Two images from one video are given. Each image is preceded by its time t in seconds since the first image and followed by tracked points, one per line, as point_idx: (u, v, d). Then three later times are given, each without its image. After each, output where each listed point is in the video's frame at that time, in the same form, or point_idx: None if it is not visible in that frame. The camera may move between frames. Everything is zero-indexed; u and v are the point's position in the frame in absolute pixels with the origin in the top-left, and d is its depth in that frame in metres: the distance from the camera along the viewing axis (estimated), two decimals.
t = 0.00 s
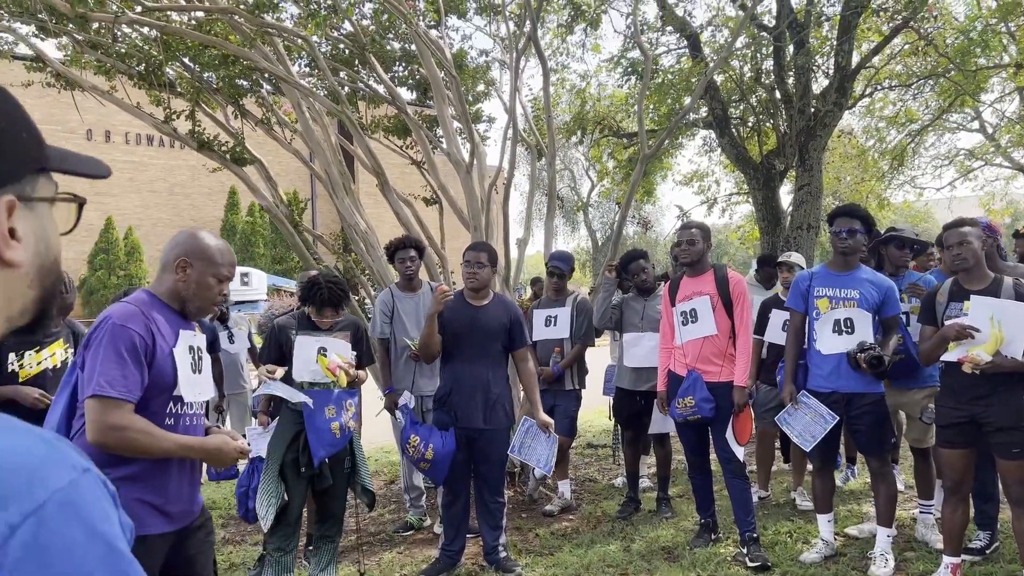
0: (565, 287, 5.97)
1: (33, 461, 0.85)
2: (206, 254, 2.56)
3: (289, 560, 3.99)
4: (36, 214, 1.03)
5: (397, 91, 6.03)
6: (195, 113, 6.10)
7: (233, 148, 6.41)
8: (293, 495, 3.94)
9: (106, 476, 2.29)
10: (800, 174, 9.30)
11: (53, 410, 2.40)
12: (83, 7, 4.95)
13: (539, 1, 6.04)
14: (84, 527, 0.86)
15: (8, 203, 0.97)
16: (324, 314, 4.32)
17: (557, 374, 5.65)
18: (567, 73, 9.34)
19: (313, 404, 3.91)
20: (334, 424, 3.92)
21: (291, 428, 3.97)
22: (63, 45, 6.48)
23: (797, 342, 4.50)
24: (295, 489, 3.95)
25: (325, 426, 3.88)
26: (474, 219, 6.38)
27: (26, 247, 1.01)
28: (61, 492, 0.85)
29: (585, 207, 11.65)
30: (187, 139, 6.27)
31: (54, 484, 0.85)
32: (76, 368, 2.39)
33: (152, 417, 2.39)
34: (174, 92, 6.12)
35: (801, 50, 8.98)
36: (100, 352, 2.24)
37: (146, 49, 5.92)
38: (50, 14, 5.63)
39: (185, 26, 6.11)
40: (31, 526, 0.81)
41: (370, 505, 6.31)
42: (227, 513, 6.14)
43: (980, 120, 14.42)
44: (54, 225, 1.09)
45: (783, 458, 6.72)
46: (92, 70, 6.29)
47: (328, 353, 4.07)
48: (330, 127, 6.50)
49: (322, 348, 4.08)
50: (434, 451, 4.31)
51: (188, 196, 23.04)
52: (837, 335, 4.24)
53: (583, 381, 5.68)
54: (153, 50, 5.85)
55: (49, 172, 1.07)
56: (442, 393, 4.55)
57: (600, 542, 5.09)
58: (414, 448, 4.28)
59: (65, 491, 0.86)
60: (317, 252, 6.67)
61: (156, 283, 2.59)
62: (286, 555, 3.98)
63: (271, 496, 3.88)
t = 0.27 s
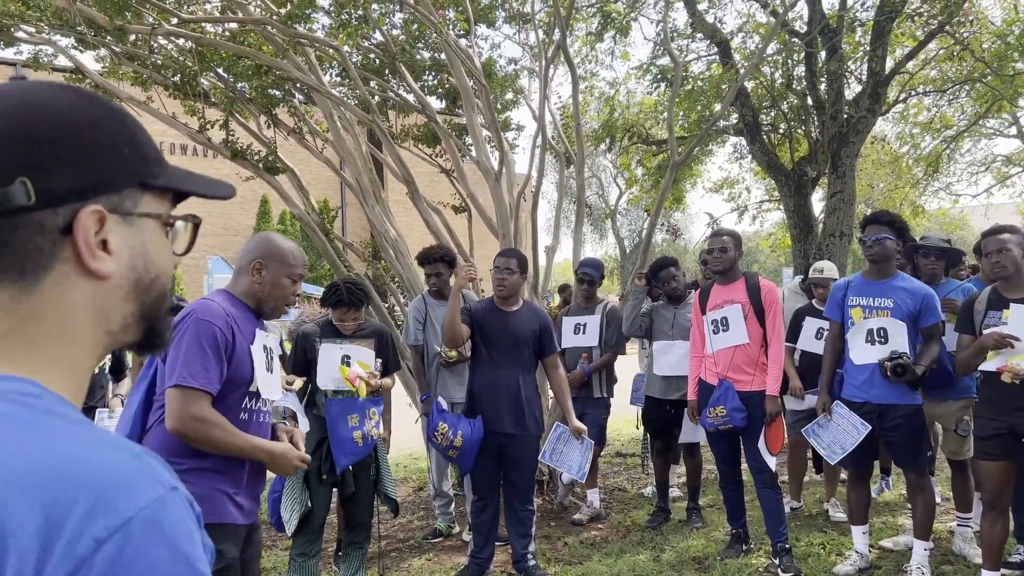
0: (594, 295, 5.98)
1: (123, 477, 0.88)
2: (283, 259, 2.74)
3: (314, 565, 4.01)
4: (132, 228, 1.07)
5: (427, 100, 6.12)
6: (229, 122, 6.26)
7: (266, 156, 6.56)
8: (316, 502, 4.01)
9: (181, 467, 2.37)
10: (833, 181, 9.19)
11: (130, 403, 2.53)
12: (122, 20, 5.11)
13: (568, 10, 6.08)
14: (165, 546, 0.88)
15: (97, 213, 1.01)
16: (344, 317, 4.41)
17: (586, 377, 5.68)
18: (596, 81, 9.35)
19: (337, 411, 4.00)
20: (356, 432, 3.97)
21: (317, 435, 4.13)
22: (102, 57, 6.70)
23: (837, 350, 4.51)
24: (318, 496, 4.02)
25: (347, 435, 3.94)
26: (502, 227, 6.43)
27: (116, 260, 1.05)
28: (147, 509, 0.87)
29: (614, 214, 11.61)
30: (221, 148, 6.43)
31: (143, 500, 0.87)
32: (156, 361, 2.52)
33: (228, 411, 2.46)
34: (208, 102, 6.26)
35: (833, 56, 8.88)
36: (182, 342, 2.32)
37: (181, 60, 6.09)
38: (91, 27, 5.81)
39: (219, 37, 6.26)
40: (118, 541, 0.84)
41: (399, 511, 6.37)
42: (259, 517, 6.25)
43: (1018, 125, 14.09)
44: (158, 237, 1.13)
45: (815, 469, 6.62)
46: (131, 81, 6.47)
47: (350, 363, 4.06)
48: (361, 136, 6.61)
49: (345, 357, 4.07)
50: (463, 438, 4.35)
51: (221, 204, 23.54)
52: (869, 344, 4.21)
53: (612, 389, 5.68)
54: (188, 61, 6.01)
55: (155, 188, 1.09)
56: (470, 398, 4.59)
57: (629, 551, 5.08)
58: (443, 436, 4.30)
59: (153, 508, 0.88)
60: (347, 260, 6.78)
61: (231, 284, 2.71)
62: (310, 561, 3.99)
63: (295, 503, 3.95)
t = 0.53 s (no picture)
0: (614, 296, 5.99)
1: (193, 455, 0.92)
2: (323, 255, 2.82)
3: (331, 566, 4.02)
4: (220, 231, 1.11)
5: (446, 101, 6.17)
6: (250, 124, 6.35)
7: (286, 158, 6.64)
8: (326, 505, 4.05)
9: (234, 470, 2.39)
10: (855, 181, 9.10)
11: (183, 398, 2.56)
12: (146, 24, 5.20)
13: (586, 11, 6.10)
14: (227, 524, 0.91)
15: (187, 213, 1.06)
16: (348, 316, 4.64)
17: (595, 377, 5.73)
18: (615, 82, 9.34)
19: (345, 413, 4.06)
20: (364, 434, 3.95)
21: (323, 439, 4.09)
22: (126, 60, 6.82)
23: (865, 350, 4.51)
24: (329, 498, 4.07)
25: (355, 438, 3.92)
26: (522, 228, 6.45)
27: (204, 261, 1.10)
28: (212, 486, 0.91)
29: (632, 215, 11.58)
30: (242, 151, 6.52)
31: (210, 476, 0.91)
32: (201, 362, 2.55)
33: (278, 410, 2.51)
34: (229, 105, 6.36)
35: (855, 54, 8.79)
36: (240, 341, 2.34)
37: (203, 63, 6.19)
38: (115, 32, 5.93)
39: (240, 40, 6.35)
40: (186, 514, 0.88)
41: (419, 512, 6.41)
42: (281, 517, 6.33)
43: None
44: (250, 242, 1.17)
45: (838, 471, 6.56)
46: (154, 84, 6.59)
47: (356, 362, 4.21)
48: (381, 138, 6.67)
49: (351, 357, 4.23)
50: (482, 445, 4.37)
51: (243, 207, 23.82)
52: (892, 345, 4.21)
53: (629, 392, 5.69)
54: (210, 64, 6.10)
55: (246, 195, 1.13)
56: (489, 398, 4.63)
57: (650, 553, 5.07)
58: (461, 444, 4.34)
59: (220, 485, 0.92)
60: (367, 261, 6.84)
61: (276, 283, 2.76)
62: (325, 562, 4.00)
63: (306, 506, 3.98)
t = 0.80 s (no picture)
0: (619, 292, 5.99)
1: (224, 411, 0.97)
2: (339, 245, 2.78)
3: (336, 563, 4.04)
4: (255, 221, 1.18)
5: (451, 97, 6.17)
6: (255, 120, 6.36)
7: (291, 155, 6.65)
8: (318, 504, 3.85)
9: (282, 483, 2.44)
10: (860, 177, 9.07)
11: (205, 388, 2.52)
12: (150, 22, 5.22)
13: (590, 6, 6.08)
14: (259, 473, 0.95)
15: (229, 202, 1.13)
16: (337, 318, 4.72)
17: (601, 376, 5.76)
18: (620, 78, 9.33)
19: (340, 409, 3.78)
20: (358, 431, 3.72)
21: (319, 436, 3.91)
22: (131, 58, 6.84)
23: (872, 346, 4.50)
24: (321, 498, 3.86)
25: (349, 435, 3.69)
26: (527, 224, 6.45)
27: (240, 246, 1.16)
28: (244, 438, 0.95)
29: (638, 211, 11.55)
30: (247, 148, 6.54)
31: (242, 429, 0.96)
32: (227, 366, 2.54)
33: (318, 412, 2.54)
34: (233, 102, 6.38)
35: (861, 48, 8.75)
36: (271, 344, 2.30)
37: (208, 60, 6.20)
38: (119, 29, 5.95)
39: (244, 37, 6.37)
40: (220, 465, 0.93)
41: (425, 508, 6.44)
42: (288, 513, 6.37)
43: None
44: (277, 235, 1.24)
45: (844, 467, 6.55)
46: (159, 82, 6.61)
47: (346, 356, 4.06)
48: (385, 135, 6.67)
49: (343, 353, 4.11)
50: (491, 457, 4.43)
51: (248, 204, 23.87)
52: (900, 340, 4.20)
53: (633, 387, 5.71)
54: (214, 61, 6.12)
55: (277, 190, 1.21)
56: (495, 396, 4.62)
57: (655, 549, 5.08)
58: (471, 456, 4.44)
59: (251, 438, 0.96)
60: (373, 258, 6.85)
61: (293, 278, 2.72)
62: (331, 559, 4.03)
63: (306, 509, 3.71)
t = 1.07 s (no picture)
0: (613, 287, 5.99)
1: (248, 376, 1.09)
2: (351, 231, 2.73)
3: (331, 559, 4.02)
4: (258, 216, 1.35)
5: (445, 92, 6.14)
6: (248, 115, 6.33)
7: (284, 150, 6.62)
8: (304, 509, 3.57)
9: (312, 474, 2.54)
10: (855, 171, 9.08)
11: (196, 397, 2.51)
12: (142, 15, 5.18)
13: None
14: (287, 427, 1.07)
15: (246, 199, 1.29)
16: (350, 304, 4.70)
17: (595, 369, 5.76)
18: (614, 72, 9.30)
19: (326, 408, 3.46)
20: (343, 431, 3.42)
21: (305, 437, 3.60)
22: (123, 52, 6.79)
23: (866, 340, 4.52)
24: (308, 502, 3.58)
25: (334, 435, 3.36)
26: (521, 218, 6.43)
27: (250, 238, 1.32)
28: (269, 398, 1.08)
29: (633, 206, 11.54)
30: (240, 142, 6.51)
31: (267, 391, 1.08)
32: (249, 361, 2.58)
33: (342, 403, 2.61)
34: (227, 96, 6.34)
35: (856, 42, 8.75)
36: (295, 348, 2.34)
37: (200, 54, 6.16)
38: (111, 22, 5.91)
39: (237, 31, 6.34)
40: (253, 421, 1.05)
41: (420, 503, 6.44)
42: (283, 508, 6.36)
43: None
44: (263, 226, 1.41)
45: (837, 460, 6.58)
46: (151, 76, 6.57)
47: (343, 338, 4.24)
48: (379, 129, 6.64)
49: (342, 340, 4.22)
50: (486, 451, 4.40)
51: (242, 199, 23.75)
52: (894, 334, 4.21)
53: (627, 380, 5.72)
54: (207, 55, 6.08)
55: (268, 188, 1.38)
56: (490, 391, 4.62)
57: (650, 543, 5.09)
58: (465, 450, 4.41)
59: (275, 398, 1.08)
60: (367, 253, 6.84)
61: (305, 269, 2.70)
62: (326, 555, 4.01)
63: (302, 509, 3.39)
